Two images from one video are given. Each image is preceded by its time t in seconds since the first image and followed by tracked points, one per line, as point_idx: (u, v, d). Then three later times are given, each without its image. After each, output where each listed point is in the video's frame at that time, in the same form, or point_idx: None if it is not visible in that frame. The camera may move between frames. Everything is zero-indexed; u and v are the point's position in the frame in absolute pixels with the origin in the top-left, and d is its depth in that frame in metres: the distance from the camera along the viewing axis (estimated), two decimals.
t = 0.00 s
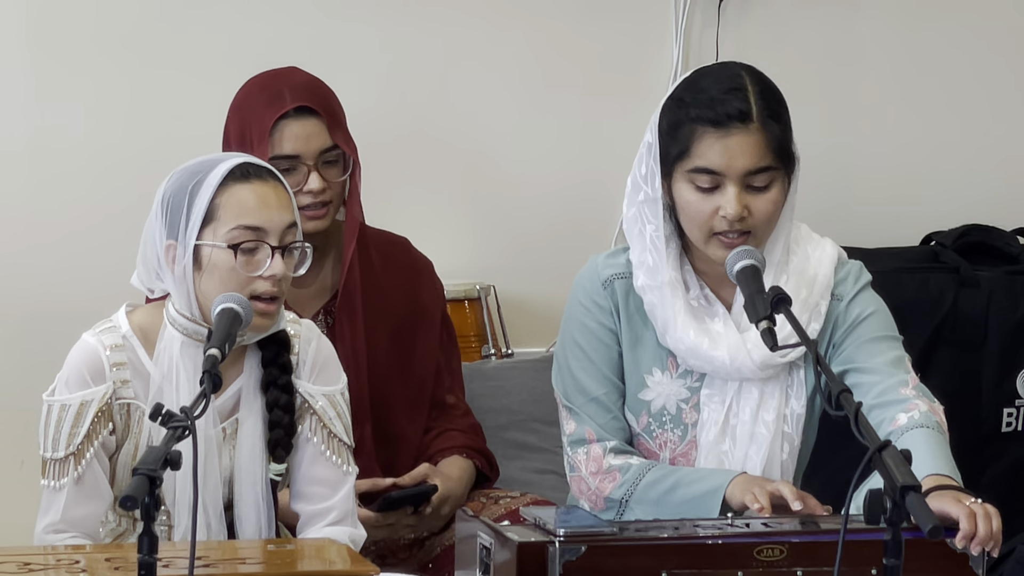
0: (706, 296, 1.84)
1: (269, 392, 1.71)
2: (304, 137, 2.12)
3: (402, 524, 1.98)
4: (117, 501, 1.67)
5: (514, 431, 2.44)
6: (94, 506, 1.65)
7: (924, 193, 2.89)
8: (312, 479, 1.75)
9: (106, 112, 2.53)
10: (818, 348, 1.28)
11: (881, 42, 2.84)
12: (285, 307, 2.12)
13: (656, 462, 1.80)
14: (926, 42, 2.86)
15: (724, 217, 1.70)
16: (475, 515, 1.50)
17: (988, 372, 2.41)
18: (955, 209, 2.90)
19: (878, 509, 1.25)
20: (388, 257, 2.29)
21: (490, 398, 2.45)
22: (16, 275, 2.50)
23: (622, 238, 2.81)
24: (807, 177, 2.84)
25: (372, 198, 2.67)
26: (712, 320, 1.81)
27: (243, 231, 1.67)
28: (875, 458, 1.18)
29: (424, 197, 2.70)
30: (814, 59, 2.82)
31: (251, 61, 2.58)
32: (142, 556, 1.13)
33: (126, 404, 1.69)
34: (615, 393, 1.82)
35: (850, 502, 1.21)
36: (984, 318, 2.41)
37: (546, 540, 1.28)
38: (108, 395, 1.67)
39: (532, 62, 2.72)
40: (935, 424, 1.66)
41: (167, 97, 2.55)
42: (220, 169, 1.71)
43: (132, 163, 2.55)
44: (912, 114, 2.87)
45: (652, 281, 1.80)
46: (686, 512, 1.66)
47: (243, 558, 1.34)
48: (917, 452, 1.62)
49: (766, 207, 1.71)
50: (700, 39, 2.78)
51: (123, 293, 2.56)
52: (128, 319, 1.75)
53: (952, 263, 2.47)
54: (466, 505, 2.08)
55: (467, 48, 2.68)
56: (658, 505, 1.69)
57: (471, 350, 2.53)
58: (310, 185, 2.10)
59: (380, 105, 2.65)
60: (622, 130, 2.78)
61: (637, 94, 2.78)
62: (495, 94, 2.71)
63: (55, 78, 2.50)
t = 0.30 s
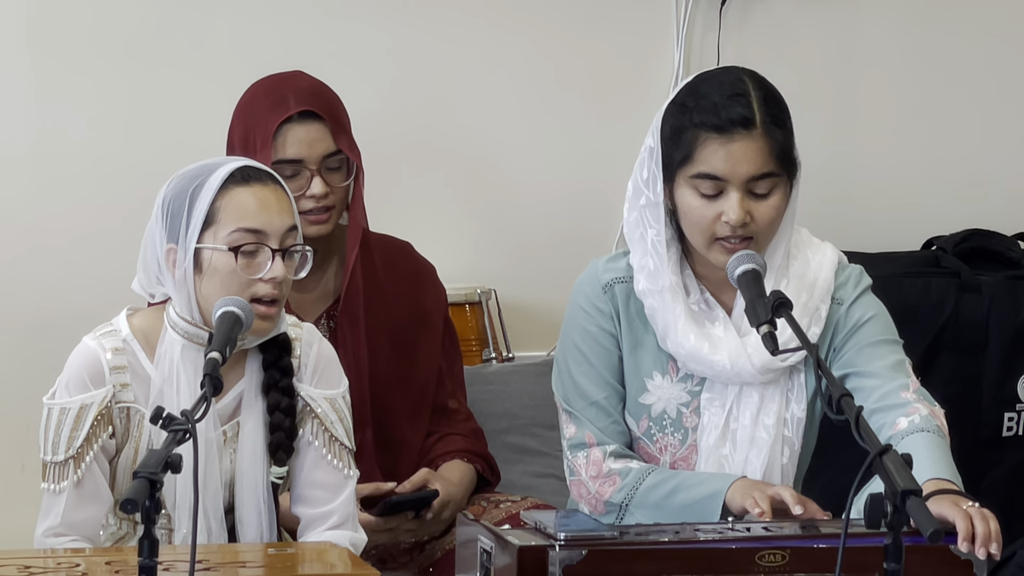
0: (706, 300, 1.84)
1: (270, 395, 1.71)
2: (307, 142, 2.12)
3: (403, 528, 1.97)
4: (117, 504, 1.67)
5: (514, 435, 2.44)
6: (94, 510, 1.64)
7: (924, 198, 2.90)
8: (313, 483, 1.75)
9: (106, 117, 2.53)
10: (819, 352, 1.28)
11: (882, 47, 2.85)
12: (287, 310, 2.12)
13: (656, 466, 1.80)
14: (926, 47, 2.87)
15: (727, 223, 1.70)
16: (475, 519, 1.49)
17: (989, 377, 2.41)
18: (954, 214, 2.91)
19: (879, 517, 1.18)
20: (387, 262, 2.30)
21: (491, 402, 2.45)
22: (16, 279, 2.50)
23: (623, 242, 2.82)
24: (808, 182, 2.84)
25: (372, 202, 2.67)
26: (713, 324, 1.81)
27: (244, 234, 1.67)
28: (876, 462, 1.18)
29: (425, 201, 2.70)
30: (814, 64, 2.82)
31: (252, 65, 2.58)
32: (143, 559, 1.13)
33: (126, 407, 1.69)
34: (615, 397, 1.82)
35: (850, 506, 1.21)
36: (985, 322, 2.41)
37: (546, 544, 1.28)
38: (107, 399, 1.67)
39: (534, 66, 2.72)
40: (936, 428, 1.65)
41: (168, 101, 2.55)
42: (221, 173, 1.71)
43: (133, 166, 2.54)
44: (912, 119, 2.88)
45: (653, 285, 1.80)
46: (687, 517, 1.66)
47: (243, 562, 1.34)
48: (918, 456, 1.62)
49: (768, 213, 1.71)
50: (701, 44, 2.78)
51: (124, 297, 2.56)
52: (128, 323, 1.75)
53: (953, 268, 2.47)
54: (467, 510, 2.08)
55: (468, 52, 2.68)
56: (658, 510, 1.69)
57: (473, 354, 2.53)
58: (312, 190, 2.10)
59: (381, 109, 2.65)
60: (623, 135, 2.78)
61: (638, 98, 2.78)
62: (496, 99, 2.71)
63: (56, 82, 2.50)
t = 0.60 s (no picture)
0: (708, 303, 1.84)
1: (272, 397, 1.71)
2: (310, 144, 2.12)
3: (405, 531, 1.98)
4: (118, 506, 1.67)
5: (516, 437, 2.44)
6: (95, 512, 1.64)
7: (926, 201, 2.90)
8: (315, 485, 1.75)
9: (108, 118, 2.53)
10: (820, 355, 1.28)
11: (884, 51, 2.85)
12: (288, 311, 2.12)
13: (658, 468, 1.80)
14: (927, 51, 2.87)
15: (729, 227, 1.70)
16: (477, 521, 1.49)
17: (991, 380, 2.41)
18: (955, 217, 2.91)
19: (881, 521, 1.19)
20: (389, 265, 2.30)
21: (492, 404, 2.45)
22: (18, 280, 2.50)
23: (625, 245, 2.82)
24: (810, 185, 2.85)
25: (374, 204, 2.67)
26: (715, 327, 1.81)
27: (246, 237, 1.67)
28: (878, 465, 1.18)
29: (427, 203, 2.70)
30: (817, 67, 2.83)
31: (254, 68, 2.58)
32: (145, 562, 1.13)
33: (127, 409, 1.69)
34: (617, 399, 1.82)
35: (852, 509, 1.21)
36: (987, 325, 2.41)
37: (548, 547, 1.28)
38: (108, 400, 1.67)
39: (536, 69, 2.72)
40: (937, 432, 1.65)
41: (170, 104, 2.55)
42: (224, 175, 1.71)
43: (136, 169, 2.55)
44: (914, 122, 2.88)
45: (654, 289, 1.81)
46: (689, 519, 1.66)
47: (245, 564, 1.34)
48: (919, 459, 1.62)
49: (771, 218, 1.72)
50: (703, 47, 2.78)
51: (125, 299, 2.56)
52: (130, 325, 1.76)
53: (954, 270, 2.47)
54: (470, 512, 2.08)
55: (471, 55, 2.69)
56: (660, 512, 1.69)
57: (474, 357, 2.53)
58: (314, 193, 2.10)
59: (384, 111, 2.65)
60: (626, 138, 2.79)
61: (641, 101, 2.78)
62: (498, 102, 2.71)
63: (59, 84, 2.50)
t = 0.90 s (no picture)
0: (714, 301, 1.84)
1: (277, 399, 1.72)
2: (308, 150, 2.12)
3: (407, 535, 1.98)
4: (121, 510, 1.67)
5: (519, 440, 2.44)
6: (98, 515, 1.64)
7: (929, 203, 2.90)
8: (319, 488, 1.75)
9: (113, 121, 2.53)
10: (823, 359, 1.28)
11: (888, 52, 2.85)
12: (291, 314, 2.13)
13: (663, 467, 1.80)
14: (931, 52, 2.86)
15: (732, 229, 1.70)
16: (479, 524, 1.49)
17: (994, 382, 2.41)
18: (958, 219, 2.91)
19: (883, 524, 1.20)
20: (394, 264, 2.30)
21: (495, 407, 2.46)
22: (22, 282, 2.51)
23: (628, 247, 2.82)
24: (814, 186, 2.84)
25: (377, 206, 2.68)
26: (721, 324, 1.81)
27: (251, 240, 1.68)
28: (881, 468, 1.18)
29: (430, 205, 2.70)
30: (820, 68, 2.82)
31: (257, 69, 2.58)
32: (148, 564, 1.14)
33: (131, 412, 1.69)
34: (622, 398, 1.82)
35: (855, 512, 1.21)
36: (990, 327, 2.41)
37: (550, 550, 1.28)
38: (112, 403, 1.67)
39: (539, 71, 2.72)
40: (942, 434, 1.65)
41: (174, 106, 2.55)
42: (229, 178, 1.71)
43: (139, 170, 2.55)
44: (917, 124, 2.88)
45: (657, 289, 1.80)
46: (692, 519, 1.66)
47: (248, 567, 1.34)
48: (923, 462, 1.62)
49: (774, 219, 1.71)
50: (707, 49, 2.78)
51: (128, 301, 2.56)
52: (134, 328, 1.76)
53: (957, 273, 2.47)
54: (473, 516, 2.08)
55: (474, 56, 2.69)
56: (663, 512, 1.69)
57: (477, 360, 2.54)
58: (311, 200, 2.11)
59: (387, 113, 2.65)
60: (629, 140, 2.78)
61: (644, 103, 2.78)
62: (502, 104, 2.71)
63: (63, 86, 2.51)
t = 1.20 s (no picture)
0: (718, 302, 1.84)
1: (281, 399, 1.72)
2: (308, 153, 2.12)
3: (412, 535, 1.98)
4: (126, 509, 1.67)
5: (523, 440, 2.44)
6: (103, 514, 1.65)
7: (933, 203, 2.90)
8: (324, 488, 1.75)
9: (117, 122, 2.54)
10: (827, 358, 1.28)
11: (891, 52, 2.85)
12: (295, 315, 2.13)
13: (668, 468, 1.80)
14: (935, 52, 2.86)
15: (735, 229, 1.70)
16: (483, 525, 1.48)
17: (998, 383, 2.41)
18: (962, 220, 2.91)
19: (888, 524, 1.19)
20: (398, 264, 2.31)
21: (499, 407, 2.46)
22: (26, 283, 2.51)
23: (631, 248, 2.82)
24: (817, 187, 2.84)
25: (381, 207, 2.68)
26: (725, 325, 1.81)
27: (255, 240, 1.68)
28: (885, 468, 1.18)
29: (434, 205, 2.70)
30: (823, 69, 2.83)
31: (261, 69, 2.58)
32: (152, 564, 1.14)
33: (136, 412, 1.69)
34: (626, 399, 1.83)
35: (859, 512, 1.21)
36: (994, 327, 2.41)
37: (554, 550, 1.28)
38: (117, 403, 1.67)
39: (543, 72, 2.73)
40: (946, 435, 1.65)
41: (178, 107, 2.56)
42: (234, 178, 1.72)
43: (142, 170, 2.55)
44: (921, 124, 2.88)
45: (661, 290, 1.81)
46: (700, 521, 1.67)
47: (253, 566, 1.34)
48: (927, 462, 1.61)
49: (777, 219, 1.72)
50: (710, 49, 2.78)
51: (132, 301, 2.57)
52: (139, 327, 1.76)
53: (961, 274, 2.47)
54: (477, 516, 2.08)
55: (478, 57, 2.69)
56: (672, 513, 1.69)
57: (481, 360, 2.54)
58: (312, 202, 2.11)
59: (390, 114, 2.66)
60: (633, 141, 2.79)
61: (648, 103, 2.78)
62: (505, 104, 2.72)
63: (67, 87, 2.51)
